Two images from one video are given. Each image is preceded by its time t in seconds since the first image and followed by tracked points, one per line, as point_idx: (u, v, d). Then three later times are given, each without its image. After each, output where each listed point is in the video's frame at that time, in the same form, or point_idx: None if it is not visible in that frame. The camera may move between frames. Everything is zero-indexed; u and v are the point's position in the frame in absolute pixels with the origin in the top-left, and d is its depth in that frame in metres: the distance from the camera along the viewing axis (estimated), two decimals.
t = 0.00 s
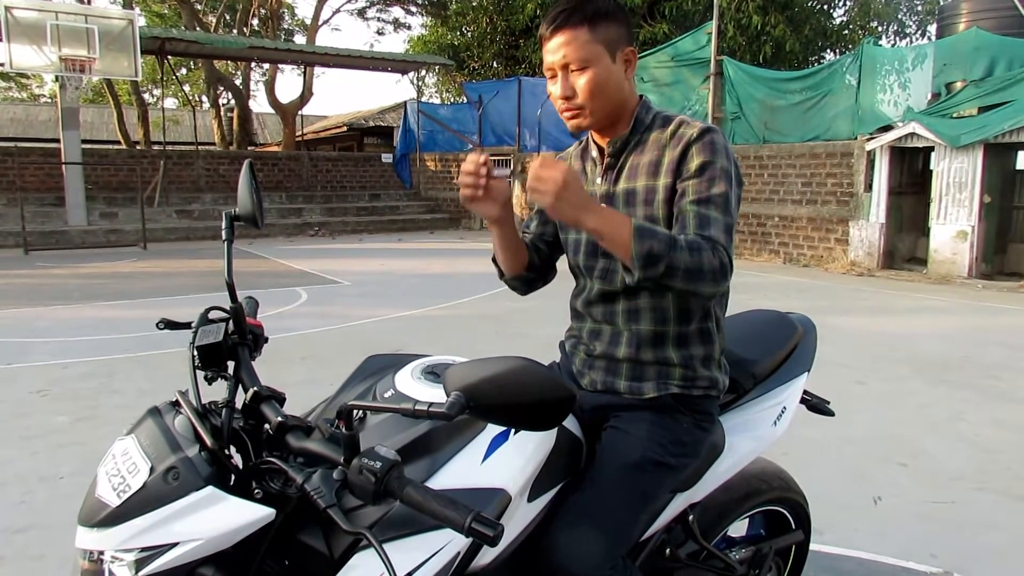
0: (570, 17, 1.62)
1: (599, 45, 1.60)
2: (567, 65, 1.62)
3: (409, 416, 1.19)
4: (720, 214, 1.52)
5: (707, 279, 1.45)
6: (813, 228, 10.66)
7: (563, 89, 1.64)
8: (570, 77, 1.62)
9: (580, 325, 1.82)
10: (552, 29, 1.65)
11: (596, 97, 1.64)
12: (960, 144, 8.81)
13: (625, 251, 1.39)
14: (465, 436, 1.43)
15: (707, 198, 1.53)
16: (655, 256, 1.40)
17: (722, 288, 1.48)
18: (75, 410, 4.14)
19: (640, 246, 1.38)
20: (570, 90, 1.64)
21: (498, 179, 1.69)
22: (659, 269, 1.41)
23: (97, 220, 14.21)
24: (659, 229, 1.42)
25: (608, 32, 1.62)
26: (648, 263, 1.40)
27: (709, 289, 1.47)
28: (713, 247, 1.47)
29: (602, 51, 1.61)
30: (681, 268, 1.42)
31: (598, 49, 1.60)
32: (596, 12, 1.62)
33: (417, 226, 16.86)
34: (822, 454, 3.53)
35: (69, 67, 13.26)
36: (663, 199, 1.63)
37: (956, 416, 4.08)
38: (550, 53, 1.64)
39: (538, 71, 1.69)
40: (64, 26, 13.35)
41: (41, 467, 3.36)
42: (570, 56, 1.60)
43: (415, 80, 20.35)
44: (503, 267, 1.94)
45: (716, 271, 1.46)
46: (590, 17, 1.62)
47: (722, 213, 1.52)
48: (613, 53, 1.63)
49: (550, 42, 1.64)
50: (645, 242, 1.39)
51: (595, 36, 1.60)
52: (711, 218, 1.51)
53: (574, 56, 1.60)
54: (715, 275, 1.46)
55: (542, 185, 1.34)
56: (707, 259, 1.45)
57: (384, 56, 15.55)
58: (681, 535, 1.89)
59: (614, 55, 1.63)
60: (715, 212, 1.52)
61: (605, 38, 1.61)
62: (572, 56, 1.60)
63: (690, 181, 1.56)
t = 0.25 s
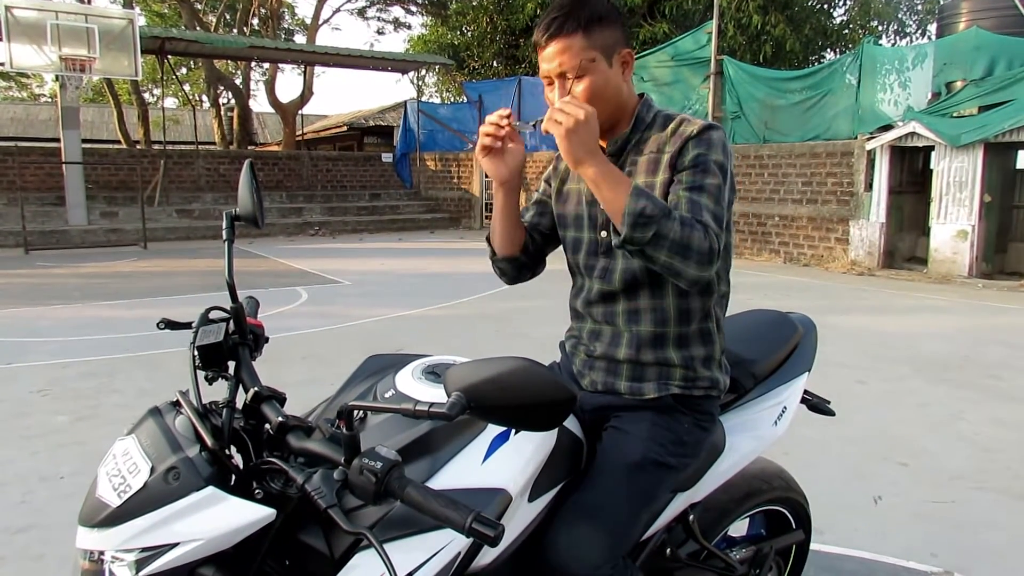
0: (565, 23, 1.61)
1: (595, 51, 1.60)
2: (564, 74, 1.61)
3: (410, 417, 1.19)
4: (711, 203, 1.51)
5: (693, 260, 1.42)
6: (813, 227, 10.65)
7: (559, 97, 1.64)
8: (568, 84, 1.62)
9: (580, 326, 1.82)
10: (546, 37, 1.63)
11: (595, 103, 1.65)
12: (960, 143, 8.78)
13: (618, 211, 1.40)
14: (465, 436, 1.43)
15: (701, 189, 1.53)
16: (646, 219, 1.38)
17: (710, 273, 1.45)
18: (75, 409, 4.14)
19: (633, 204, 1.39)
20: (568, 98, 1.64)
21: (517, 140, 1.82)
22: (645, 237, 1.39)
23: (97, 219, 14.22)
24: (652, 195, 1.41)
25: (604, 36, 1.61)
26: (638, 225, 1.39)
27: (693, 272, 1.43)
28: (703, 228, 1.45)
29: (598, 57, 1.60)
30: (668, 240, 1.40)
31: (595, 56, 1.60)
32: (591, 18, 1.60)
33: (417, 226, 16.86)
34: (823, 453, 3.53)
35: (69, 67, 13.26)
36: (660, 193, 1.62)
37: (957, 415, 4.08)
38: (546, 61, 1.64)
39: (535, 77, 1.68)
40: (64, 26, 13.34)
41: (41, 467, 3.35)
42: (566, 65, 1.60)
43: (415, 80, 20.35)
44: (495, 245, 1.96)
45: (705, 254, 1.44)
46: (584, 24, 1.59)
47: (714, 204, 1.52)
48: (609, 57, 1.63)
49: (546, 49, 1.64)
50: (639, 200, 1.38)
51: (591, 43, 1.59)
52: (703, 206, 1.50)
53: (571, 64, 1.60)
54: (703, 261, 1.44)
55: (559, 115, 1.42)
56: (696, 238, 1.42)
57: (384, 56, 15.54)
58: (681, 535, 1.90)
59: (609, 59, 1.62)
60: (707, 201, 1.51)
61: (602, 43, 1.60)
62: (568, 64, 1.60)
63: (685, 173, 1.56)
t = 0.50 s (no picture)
0: (557, 33, 1.60)
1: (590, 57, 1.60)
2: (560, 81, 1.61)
3: (409, 418, 1.18)
4: (703, 195, 1.50)
5: (680, 248, 1.41)
6: (813, 226, 10.65)
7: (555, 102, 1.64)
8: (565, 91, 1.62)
9: (579, 325, 1.81)
10: (539, 45, 1.63)
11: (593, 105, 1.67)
12: (960, 141, 8.80)
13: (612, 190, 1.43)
14: (465, 436, 1.43)
15: (693, 182, 1.52)
16: (640, 201, 1.39)
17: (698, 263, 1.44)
18: (75, 410, 4.14)
19: (627, 184, 1.40)
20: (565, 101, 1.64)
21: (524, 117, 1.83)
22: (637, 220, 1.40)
23: (97, 220, 14.22)
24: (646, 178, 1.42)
25: (599, 41, 1.61)
26: (631, 206, 1.39)
27: (680, 261, 1.42)
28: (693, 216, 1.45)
29: (593, 63, 1.60)
30: (659, 225, 1.40)
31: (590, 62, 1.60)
32: (584, 25, 1.60)
33: (417, 226, 16.86)
34: (823, 452, 3.53)
35: (69, 68, 13.25)
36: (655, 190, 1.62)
37: (957, 414, 4.07)
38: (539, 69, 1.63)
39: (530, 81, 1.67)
40: (63, 27, 13.33)
41: (41, 469, 3.35)
42: (561, 73, 1.60)
43: (415, 80, 20.35)
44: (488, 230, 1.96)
45: (694, 243, 1.42)
46: (577, 32, 1.59)
47: (707, 197, 1.50)
48: (604, 59, 1.63)
49: (539, 59, 1.63)
50: (634, 181, 1.40)
51: (584, 50, 1.59)
52: (695, 196, 1.50)
53: (566, 70, 1.60)
54: (691, 252, 1.42)
55: (569, 89, 1.46)
56: (685, 226, 1.41)
57: (384, 56, 15.54)
58: (682, 535, 1.90)
59: (603, 64, 1.63)
60: (698, 193, 1.50)
61: (596, 48, 1.61)
62: (564, 72, 1.60)
63: (680, 168, 1.56)
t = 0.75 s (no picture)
0: (551, 38, 1.60)
1: (586, 61, 1.60)
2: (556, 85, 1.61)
3: (408, 419, 1.18)
4: (700, 195, 1.50)
5: (677, 247, 1.41)
6: (813, 227, 10.64)
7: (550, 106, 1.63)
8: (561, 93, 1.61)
9: (578, 327, 1.81)
10: (533, 50, 1.62)
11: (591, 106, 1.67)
12: (960, 142, 8.78)
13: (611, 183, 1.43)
14: (465, 437, 1.43)
15: (691, 182, 1.52)
16: (637, 198, 1.39)
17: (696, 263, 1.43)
18: (75, 410, 4.13)
19: (625, 181, 1.40)
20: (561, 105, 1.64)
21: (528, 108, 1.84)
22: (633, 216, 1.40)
23: (98, 220, 14.22)
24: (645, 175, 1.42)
25: (594, 44, 1.61)
26: (628, 204, 1.40)
27: (678, 260, 1.41)
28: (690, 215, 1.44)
29: (590, 66, 1.60)
30: (656, 224, 1.39)
31: (586, 65, 1.60)
32: (579, 28, 1.59)
33: (417, 226, 16.86)
34: (824, 452, 3.53)
35: (69, 68, 13.25)
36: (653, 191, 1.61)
37: (958, 414, 4.07)
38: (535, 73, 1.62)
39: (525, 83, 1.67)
40: (63, 27, 13.32)
41: (40, 468, 3.35)
42: (557, 77, 1.60)
43: (415, 80, 20.36)
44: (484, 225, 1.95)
45: (691, 243, 1.42)
46: (571, 35, 1.59)
47: (703, 198, 1.50)
48: (600, 63, 1.63)
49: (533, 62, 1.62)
50: (633, 178, 1.40)
51: (579, 54, 1.59)
52: (692, 196, 1.49)
53: (562, 73, 1.59)
54: (689, 251, 1.42)
55: (575, 83, 1.46)
56: (682, 226, 1.41)
57: (384, 56, 15.54)
58: (681, 535, 1.90)
59: (599, 67, 1.62)
60: (696, 193, 1.50)
61: (592, 51, 1.61)
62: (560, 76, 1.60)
63: (677, 168, 1.56)
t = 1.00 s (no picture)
0: (548, 31, 1.60)
1: (582, 56, 1.59)
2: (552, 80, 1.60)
3: (406, 418, 1.18)
4: (698, 202, 1.50)
5: (676, 257, 1.41)
6: (813, 227, 10.64)
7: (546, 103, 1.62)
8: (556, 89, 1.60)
9: (577, 328, 1.81)
10: (529, 45, 1.62)
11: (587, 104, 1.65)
12: (959, 142, 8.80)
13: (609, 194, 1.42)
14: (464, 437, 1.42)
15: (689, 189, 1.52)
16: (636, 209, 1.39)
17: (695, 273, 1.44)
18: (74, 412, 4.13)
19: (623, 195, 1.39)
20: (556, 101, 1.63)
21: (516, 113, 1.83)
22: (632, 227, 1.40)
23: (97, 221, 14.23)
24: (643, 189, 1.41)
25: (590, 41, 1.60)
26: (627, 216, 1.39)
27: (678, 270, 1.42)
28: (689, 226, 1.44)
29: (587, 63, 1.60)
30: (654, 238, 1.39)
31: (583, 61, 1.60)
32: (576, 24, 1.60)
33: (417, 226, 16.85)
34: (824, 453, 3.52)
35: (69, 69, 13.26)
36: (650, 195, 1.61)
37: (958, 415, 4.06)
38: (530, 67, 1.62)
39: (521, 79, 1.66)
40: (63, 28, 13.32)
41: (39, 470, 3.34)
42: (553, 72, 1.59)
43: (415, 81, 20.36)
44: (480, 231, 1.95)
45: (690, 253, 1.42)
46: (568, 31, 1.59)
47: (701, 205, 1.50)
48: (596, 59, 1.62)
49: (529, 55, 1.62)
50: (631, 191, 1.39)
51: (575, 50, 1.59)
52: (690, 204, 1.49)
53: (558, 69, 1.59)
54: (688, 261, 1.42)
55: (567, 93, 1.41)
56: (682, 238, 1.41)
57: (383, 57, 15.54)
58: (682, 535, 1.90)
59: (594, 65, 1.62)
60: (694, 200, 1.50)
61: (587, 48, 1.60)
62: (556, 71, 1.59)
63: (674, 173, 1.55)
